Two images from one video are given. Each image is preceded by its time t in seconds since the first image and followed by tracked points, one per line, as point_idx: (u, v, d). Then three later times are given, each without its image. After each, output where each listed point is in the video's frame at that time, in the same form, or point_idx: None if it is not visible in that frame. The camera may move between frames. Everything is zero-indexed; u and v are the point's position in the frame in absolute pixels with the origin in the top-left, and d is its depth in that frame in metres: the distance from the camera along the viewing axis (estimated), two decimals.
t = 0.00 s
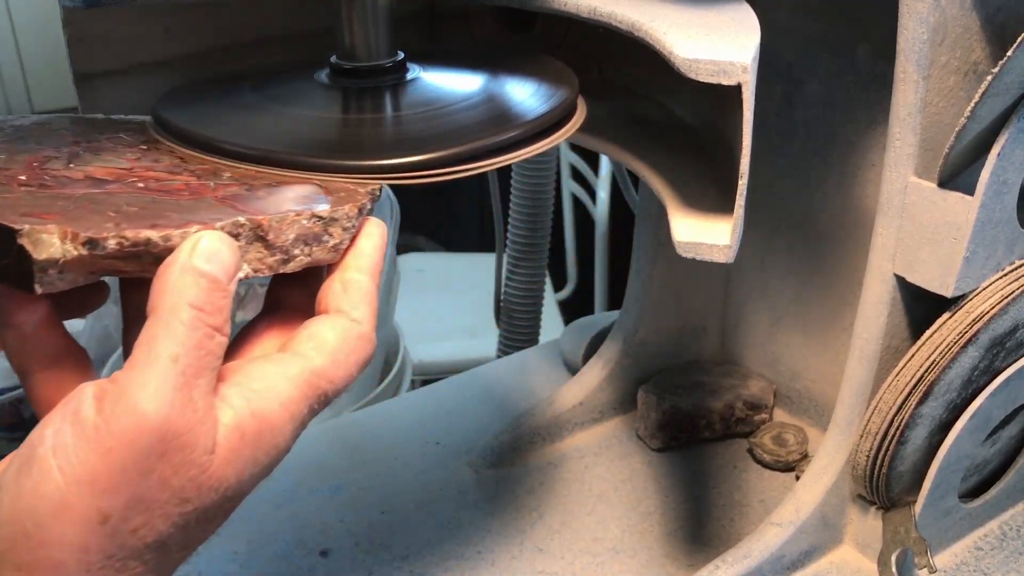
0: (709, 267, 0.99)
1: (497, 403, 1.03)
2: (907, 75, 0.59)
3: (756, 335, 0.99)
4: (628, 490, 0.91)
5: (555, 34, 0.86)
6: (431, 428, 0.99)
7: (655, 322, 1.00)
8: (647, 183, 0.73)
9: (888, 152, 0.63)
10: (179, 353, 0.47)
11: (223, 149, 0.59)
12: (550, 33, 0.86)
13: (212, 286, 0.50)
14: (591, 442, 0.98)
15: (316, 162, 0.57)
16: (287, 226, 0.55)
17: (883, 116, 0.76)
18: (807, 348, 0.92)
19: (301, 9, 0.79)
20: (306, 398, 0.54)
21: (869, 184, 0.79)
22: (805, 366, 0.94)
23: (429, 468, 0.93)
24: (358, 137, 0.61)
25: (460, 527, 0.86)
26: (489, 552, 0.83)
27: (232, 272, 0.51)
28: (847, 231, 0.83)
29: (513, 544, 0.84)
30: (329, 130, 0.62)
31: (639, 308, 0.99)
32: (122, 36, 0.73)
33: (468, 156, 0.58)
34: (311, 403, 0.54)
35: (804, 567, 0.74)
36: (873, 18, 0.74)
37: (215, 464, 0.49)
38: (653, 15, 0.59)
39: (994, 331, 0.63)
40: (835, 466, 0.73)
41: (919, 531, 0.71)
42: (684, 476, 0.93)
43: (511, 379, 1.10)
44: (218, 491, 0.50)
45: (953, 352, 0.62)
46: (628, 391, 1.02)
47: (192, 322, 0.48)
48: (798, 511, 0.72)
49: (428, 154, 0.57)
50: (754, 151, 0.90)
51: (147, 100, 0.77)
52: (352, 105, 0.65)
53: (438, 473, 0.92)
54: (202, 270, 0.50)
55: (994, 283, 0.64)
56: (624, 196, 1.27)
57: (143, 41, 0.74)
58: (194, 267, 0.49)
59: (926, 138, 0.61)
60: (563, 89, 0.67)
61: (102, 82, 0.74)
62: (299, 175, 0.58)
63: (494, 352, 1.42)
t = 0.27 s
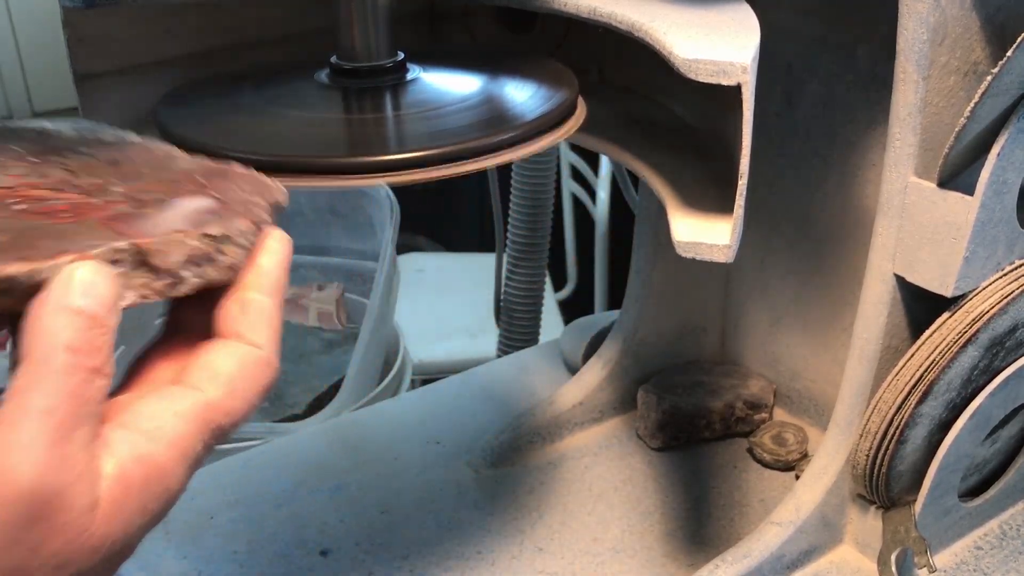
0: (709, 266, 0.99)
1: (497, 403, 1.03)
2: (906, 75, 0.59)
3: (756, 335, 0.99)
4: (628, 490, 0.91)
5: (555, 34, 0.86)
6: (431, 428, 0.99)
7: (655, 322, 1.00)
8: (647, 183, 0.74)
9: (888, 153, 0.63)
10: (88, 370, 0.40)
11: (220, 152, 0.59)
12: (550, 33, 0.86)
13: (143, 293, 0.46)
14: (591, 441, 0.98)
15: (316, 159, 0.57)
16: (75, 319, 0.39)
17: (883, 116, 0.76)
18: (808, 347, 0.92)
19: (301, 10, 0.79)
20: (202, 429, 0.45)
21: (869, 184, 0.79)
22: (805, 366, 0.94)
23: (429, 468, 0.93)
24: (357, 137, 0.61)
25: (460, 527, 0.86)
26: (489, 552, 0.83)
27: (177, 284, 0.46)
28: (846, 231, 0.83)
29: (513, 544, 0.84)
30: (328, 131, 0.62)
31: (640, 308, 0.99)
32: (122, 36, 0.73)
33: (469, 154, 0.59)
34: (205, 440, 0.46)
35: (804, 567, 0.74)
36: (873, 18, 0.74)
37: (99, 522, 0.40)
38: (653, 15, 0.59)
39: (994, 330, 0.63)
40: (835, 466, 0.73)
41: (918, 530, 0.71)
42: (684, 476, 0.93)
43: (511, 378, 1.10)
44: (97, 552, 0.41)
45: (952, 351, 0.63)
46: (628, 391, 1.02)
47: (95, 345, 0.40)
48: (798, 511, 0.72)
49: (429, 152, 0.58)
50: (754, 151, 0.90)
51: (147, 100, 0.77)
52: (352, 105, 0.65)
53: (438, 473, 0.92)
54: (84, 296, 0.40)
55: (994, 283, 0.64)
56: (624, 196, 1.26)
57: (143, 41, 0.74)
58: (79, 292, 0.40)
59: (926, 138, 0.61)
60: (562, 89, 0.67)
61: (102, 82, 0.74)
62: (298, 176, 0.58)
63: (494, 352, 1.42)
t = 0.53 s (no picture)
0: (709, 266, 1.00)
1: (497, 403, 1.04)
2: (906, 75, 0.59)
3: (756, 335, 0.99)
4: (628, 490, 0.91)
5: (555, 35, 0.86)
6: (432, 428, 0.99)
7: (655, 322, 1.00)
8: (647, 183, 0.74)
9: (888, 153, 0.63)
10: (331, 247, 0.42)
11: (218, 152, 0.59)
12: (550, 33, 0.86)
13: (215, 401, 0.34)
14: (591, 441, 0.99)
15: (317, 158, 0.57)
16: (296, 325, 0.38)
17: (882, 116, 0.76)
18: (807, 347, 0.92)
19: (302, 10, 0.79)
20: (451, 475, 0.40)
21: (869, 184, 0.79)
22: (805, 366, 0.94)
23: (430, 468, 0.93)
24: (357, 137, 0.61)
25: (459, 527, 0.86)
26: (489, 552, 0.83)
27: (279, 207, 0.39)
28: (846, 231, 0.83)
29: (514, 544, 0.84)
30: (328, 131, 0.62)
31: (639, 308, 0.99)
32: (123, 37, 0.73)
33: (469, 154, 0.59)
34: None
35: (803, 567, 0.74)
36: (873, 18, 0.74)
37: None
38: (653, 15, 0.59)
39: (993, 330, 0.64)
40: (834, 466, 0.73)
41: (918, 530, 0.71)
42: (684, 475, 0.93)
43: (512, 379, 1.10)
44: None
45: (952, 352, 0.63)
46: (629, 391, 1.02)
47: (322, 202, 0.44)
48: (797, 511, 0.72)
49: (429, 151, 0.58)
50: (754, 151, 0.90)
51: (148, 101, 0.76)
52: (353, 105, 0.65)
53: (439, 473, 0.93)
54: (354, 284, 0.39)
55: (994, 283, 0.64)
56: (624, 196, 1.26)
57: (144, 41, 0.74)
58: (419, 276, 0.41)
59: (926, 138, 0.61)
60: (562, 91, 0.68)
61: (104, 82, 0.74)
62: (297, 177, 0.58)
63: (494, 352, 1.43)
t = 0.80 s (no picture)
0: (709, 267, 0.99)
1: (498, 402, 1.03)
2: (907, 75, 0.59)
3: (756, 336, 0.99)
4: (628, 491, 0.91)
5: (555, 35, 0.86)
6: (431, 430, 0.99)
7: (655, 322, 1.00)
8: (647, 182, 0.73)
9: (888, 153, 0.63)
10: (415, 389, 0.55)
11: (218, 151, 0.59)
12: (550, 33, 0.85)
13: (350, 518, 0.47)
14: (592, 442, 0.98)
15: (315, 157, 0.57)
16: (374, 476, 0.50)
17: (883, 116, 0.76)
18: (808, 347, 0.92)
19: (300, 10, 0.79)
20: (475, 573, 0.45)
21: (870, 184, 0.79)
22: (805, 367, 0.94)
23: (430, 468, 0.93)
24: (356, 136, 0.61)
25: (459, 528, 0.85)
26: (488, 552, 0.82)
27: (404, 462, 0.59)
28: (847, 231, 0.83)
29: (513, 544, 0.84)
30: (327, 130, 0.62)
31: (640, 308, 0.99)
32: (121, 36, 0.73)
33: (468, 153, 0.59)
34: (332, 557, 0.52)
35: (804, 568, 0.74)
36: (874, 18, 0.74)
37: None
38: (653, 14, 0.58)
39: (995, 331, 0.63)
40: (835, 467, 0.72)
41: (919, 531, 0.71)
42: (684, 476, 0.93)
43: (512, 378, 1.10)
44: None
45: (953, 352, 0.62)
46: (629, 392, 1.02)
47: (408, 339, 0.58)
48: (798, 512, 0.72)
49: (428, 149, 0.58)
50: (755, 151, 0.90)
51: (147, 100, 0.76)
52: (353, 105, 0.65)
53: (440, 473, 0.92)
54: (435, 435, 0.52)
55: (995, 283, 0.64)
56: (624, 195, 1.26)
57: (143, 40, 0.74)
58: (503, 429, 0.51)
59: (926, 138, 0.61)
60: (561, 90, 0.68)
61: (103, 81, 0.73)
62: (296, 176, 0.58)
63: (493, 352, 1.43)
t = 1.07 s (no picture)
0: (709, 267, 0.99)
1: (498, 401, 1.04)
2: (906, 75, 0.59)
3: (756, 336, 0.99)
4: (628, 490, 0.91)
5: (554, 35, 0.86)
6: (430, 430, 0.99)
7: (655, 322, 1.00)
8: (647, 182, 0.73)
9: (888, 152, 0.63)
10: (411, 397, 0.55)
11: (218, 152, 0.59)
12: (550, 34, 0.85)
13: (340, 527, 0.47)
14: (592, 442, 0.98)
15: (315, 158, 0.57)
16: (366, 485, 0.50)
17: (883, 116, 0.76)
18: (808, 347, 0.92)
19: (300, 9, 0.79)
20: None
21: (869, 184, 0.79)
22: (806, 367, 0.94)
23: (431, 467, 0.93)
24: (356, 136, 0.61)
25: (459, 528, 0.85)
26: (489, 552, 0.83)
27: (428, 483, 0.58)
28: (847, 231, 0.83)
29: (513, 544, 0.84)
30: (327, 130, 0.62)
31: (640, 308, 0.99)
32: (122, 36, 0.73)
33: (468, 153, 0.59)
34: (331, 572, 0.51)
35: (804, 568, 0.74)
36: (874, 18, 0.74)
37: None
38: (653, 14, 0.58)
39: (995, 331, 0.63)
40: (835, 467, 0.72)
41: (919, 531, 0.71)
42: (684, 476, 0.93)
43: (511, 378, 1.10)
44: None
45: (953, 352, 0.62)
46: (629, 392, 1.02)
47: (406, 346, 0.58)
48: (798, 511, 0.72)
49: (428, 149, 0.58)
50: (755, 151, 0.90)
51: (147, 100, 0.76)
52: (353, 105, 0.65)
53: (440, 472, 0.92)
54: (428, 443, 0.51)
55: (994, 283, 0.64)
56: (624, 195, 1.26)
57: (143, 40, 0.74)
58: (496, 436, 0.51)
59: (926, 138, 0.61)
60: (562, 90, 0.68)
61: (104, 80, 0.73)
62: (296, 177, 0.58)
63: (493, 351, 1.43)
